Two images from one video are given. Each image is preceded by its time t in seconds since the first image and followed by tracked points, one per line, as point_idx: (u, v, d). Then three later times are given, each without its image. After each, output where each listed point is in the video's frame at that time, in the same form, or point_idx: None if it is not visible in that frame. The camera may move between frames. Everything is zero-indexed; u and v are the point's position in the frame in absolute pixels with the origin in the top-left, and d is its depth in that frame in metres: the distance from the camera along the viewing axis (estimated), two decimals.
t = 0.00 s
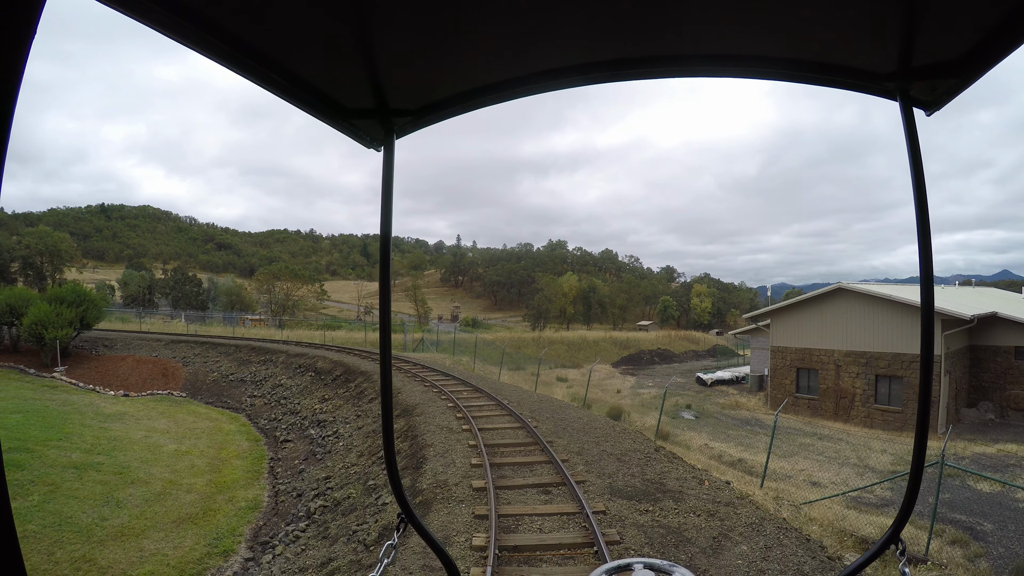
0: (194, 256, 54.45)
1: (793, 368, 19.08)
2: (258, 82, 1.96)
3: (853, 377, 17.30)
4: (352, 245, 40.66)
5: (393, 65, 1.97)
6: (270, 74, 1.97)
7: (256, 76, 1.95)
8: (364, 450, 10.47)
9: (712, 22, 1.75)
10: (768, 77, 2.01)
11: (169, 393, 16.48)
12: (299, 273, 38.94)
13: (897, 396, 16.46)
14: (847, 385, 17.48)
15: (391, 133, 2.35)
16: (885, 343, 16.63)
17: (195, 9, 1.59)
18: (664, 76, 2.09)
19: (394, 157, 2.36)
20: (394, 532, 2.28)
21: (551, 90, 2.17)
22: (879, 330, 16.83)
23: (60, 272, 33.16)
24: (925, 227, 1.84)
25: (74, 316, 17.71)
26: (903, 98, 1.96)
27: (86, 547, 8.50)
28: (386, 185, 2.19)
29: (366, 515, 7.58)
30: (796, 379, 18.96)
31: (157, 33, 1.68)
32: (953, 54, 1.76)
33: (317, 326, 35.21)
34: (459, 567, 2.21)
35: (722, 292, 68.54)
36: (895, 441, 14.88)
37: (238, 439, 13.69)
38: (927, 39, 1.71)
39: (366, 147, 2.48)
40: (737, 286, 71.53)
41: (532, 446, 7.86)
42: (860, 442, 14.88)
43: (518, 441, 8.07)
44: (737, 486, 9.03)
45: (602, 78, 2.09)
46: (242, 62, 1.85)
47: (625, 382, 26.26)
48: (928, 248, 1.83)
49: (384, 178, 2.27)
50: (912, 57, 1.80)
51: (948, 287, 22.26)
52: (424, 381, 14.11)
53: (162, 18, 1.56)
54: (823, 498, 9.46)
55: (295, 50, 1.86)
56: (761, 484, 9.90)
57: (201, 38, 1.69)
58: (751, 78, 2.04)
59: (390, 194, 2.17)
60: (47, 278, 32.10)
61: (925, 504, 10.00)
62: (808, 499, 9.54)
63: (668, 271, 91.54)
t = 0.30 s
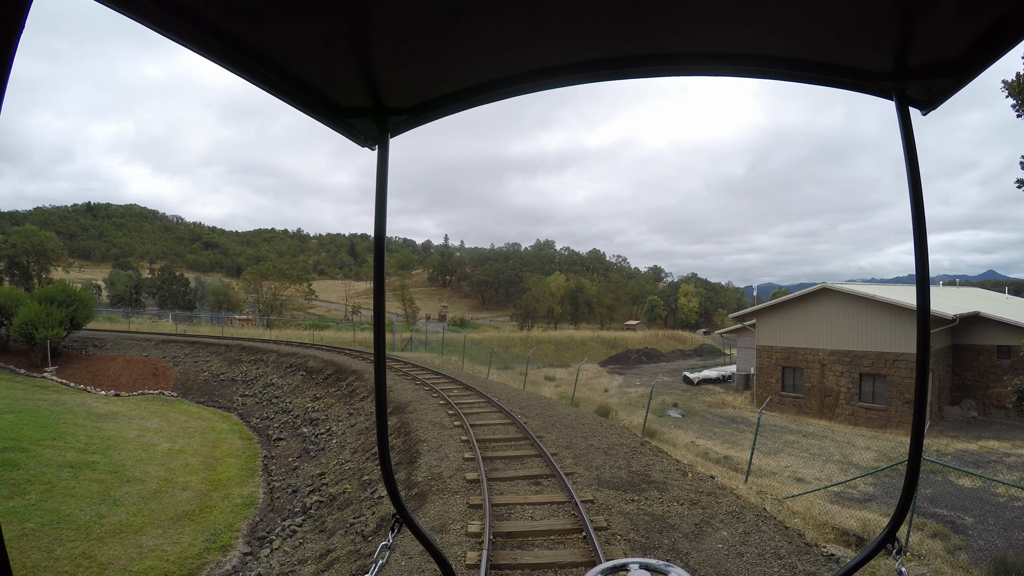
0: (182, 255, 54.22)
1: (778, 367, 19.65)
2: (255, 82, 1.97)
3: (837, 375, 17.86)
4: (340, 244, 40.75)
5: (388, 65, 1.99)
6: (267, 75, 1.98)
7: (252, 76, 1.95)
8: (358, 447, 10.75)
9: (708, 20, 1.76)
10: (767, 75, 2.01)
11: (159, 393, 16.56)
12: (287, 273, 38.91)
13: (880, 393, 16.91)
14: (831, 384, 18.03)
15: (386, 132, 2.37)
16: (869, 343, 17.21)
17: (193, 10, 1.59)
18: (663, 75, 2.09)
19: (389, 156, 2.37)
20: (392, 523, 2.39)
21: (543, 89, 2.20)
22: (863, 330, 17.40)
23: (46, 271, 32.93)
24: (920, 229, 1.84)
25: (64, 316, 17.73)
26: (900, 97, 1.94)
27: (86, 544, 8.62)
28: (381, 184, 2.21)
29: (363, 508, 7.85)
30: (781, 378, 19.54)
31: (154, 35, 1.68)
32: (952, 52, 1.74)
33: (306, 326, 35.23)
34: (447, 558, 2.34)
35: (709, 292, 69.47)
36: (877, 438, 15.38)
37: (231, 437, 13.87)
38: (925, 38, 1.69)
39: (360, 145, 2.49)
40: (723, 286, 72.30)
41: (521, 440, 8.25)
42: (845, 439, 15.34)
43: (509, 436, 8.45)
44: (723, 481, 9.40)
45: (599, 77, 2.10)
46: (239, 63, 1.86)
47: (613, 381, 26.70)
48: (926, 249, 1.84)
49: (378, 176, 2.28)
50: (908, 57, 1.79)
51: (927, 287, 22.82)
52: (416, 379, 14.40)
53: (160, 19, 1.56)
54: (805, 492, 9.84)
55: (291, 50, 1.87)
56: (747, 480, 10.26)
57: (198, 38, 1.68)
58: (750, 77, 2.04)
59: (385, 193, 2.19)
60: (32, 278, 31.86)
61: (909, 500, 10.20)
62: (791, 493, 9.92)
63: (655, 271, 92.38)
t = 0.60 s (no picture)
0: (168, 254, 53.95)
1: (763, 366, 20.20)
2: (244, 79, 1.93)
3: (822, 374, 18.41)
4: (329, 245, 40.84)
5: (381, 62, 1.95)
6: (259, 73, 1.95)
7: (241, 73, 1.92)
8: (351, 444, 11.01)
9: (710, 21, 1.76)
10: (767, 74, 2.01)
11: (150, 393, 16.65)
12: (274, 272, 38.86)
13: (864, 392, 17.47)
14: (816, 383, 18.57)
15: (379, 131, 2.31)
16: (854, 343, 17.80)
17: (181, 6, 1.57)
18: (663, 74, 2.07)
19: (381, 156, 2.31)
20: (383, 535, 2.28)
21: (540, 87, 2.16)
22: (847, 330, 18.01)
23: (31, 270, 32.73)
24: (917, 227, 1.85)
25: (54, 316, 17.77)
26: (897, 94, 1.96)
27: (84, 542, 8.71)
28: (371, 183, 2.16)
29: (359, 502, 8.10)
30: (767, 377, 20.09)
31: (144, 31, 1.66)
32: (948, 51, 1.75)
33: (294, 326, 35.22)
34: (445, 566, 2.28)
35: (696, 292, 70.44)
36: (861, 436, 15.89)
37: (223, 437, 14.02)
38: (922, 37, 1.71)
39: (353, 146, 2.43)
40: (709, 286, 73.25)
41: (511, 435, 8.62)
42: (829, 438, 15.83)
43: (499, 432, 8.82)
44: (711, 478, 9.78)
45: (600, 75, 2.07)
46: (229, 60, 1.83)
47: (601, 381, 27.16)
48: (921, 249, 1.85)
49: (371, 177, 2.24)
50: (905, 55, 1.80)
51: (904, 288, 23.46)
52: (407, 378, 14.70)
53: (148, 13, 1.53)
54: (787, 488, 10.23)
55: (284, 49, 1.84)
56: (732, 477, 10.65)
57: (186, 33, 1.66)
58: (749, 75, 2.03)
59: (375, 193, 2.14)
60: (17, 277, 31.64)
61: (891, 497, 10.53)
62: (776, 489, 10.32)
63: (642, 272, 93.25)
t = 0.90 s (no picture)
0: (155, 253, 53.66)
1: (750, 366, 20.77)
2: (242, 78, 1.94)
3: (807, 374, 18.96)
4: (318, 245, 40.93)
5: (378, 62, 1.96)
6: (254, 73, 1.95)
7: (239, 71, 1.92)
8: (344, 441, 11.29)
9: (706, 23, 1.77)
10: (764, 72, 2.01)
11: (142, 393, 16.75)
12: (262, 272, 38.78)
13: (848, 391, 18.04)
14: (801, 382, 19.12)
15: (374, 128, 2.33)
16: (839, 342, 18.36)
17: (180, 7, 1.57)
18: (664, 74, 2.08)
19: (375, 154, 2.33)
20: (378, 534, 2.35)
21: (536, 85, 2.17)
22: (831, 330, 18.59)
23: (17, 270, 32.53)
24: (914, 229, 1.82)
25: (45, 316, 17.88)
26: (893, 94, 1.96)
27: (84, 538, 8.75)
28: (367, 181, 2.18)
29: (355, 496, 8.35)
30: (753, 377, 20.66)
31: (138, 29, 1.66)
32: (947, 50, 1.74)
33: (282, 326, 35.22)
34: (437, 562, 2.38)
35: (684, 293, 71.33)
36: (845, 435, 16.40)
37: (217, 435, 14.20)
38: (918, 35, 1.70)
39: (349, 143, 2.44)
40: (695, 287, 74.22)
41: (501, 432, 9.01)
42: (814, 436, 16.34)
43: (490, 428, 9.21)
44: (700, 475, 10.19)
45: (602, 73, 2.07)
46: (224, 57, 1.83)
47: (589, 380, 27.61)
48: (917, 251, 1.79)
49: (366, 175, 2.25)
50: (901, 55, 1.80)
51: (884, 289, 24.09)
52: (398, 377, 14.98)
53: (144, 12, 1.53)
54: (771, 483, 10.63)
55: (280, 48, 1.85)
56: (717, 473, 11.05)
57: (184, 32, 1.66)
58: (747, 74, 2.03)
59: (370, 191, 2.17)
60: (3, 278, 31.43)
61: (875, 494, 10.90)
62: (761, 484, 10.74)
63: (630, 272, 94.03)
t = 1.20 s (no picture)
0: (145, 253, 53.60)
1: (739, 366, 21.28)
2: (239, 79, 1.85)
3: (795, 373, 19.46)
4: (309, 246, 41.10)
5: (379, 63, 1.88)
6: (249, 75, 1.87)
7: (236, 73, 1.83)
8: (341, 439, 11.56)
9: (703, 24, 1.71)
10: (757, 77, 1.94)
11: (136, 393, 16.89)
12: (254, 273, 38.79)
13: (836, 390, 18.53)
14: (789, 382, 19.62)
15: (375, 132, 2.24)
16: (825, 341, 18.88)
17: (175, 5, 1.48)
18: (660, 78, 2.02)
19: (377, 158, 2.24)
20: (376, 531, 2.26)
21: (541, 88, 2.09)
22: (817, 330, 19.10)
23: (8, 270, 32.48)
24: (908, 239, 1.80)
25: (38, 316, 18.04)
26: (887, 100, 1.90)
27: (86, 535, 8.93)
28: (368, 186, 2.09)
29: (353, 491, 8.61)
30: (741, 376, 21.18)
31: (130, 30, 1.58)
32: (944, 53, 1.69)
33: (272, 326, 35.27)
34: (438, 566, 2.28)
35: (673, 293, 72.14)
36: (832, 434, 16.85)
37: (213, 435, 14.40)
38: (916, 38, 1.64)
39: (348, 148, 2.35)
40: (685, 287, 74.95)
41: (494, 428, 9.37)
42: (801, 435, 16.80)
43: (483, 425, 9.56)
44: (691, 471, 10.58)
45: (602, 76, 2.01)
46: (220, 61, 1.76)
47: (580, 380, 28.02)
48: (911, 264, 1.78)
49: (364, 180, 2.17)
50: (896, 59, 1.74)
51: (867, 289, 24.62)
52: (392, 376, 15.24)
53: (138, 13, 1.45)
54: (757, 480, 11.00)
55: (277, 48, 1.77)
56: (706, 470, 11.45)
57: (179, 33, 1.57)
58: (739, 78, 1.97)
59: (372, 196, 2.07)
60: None
61: (859, 491, 11.26)
62: (748, 480, 11.15)
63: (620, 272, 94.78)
